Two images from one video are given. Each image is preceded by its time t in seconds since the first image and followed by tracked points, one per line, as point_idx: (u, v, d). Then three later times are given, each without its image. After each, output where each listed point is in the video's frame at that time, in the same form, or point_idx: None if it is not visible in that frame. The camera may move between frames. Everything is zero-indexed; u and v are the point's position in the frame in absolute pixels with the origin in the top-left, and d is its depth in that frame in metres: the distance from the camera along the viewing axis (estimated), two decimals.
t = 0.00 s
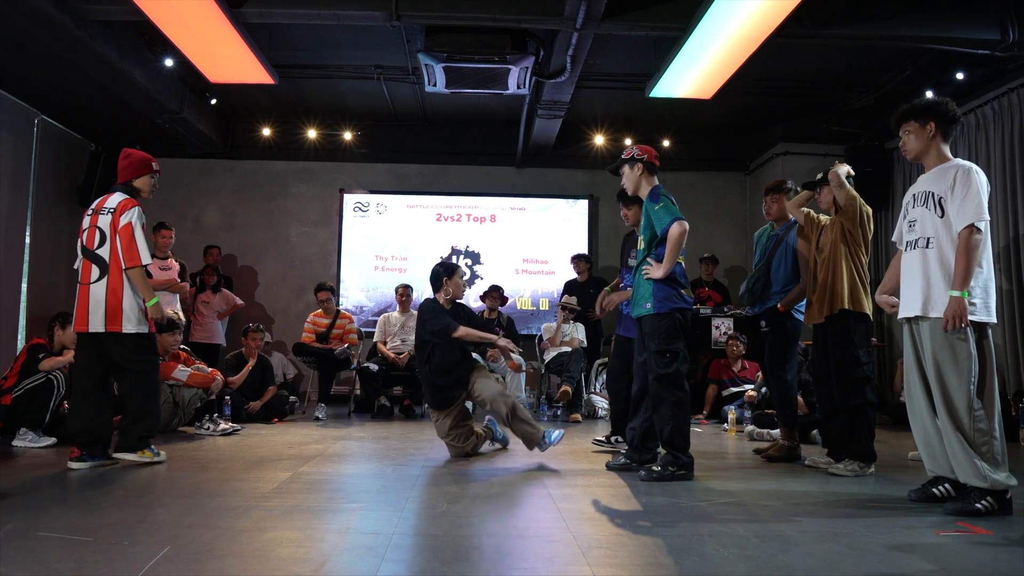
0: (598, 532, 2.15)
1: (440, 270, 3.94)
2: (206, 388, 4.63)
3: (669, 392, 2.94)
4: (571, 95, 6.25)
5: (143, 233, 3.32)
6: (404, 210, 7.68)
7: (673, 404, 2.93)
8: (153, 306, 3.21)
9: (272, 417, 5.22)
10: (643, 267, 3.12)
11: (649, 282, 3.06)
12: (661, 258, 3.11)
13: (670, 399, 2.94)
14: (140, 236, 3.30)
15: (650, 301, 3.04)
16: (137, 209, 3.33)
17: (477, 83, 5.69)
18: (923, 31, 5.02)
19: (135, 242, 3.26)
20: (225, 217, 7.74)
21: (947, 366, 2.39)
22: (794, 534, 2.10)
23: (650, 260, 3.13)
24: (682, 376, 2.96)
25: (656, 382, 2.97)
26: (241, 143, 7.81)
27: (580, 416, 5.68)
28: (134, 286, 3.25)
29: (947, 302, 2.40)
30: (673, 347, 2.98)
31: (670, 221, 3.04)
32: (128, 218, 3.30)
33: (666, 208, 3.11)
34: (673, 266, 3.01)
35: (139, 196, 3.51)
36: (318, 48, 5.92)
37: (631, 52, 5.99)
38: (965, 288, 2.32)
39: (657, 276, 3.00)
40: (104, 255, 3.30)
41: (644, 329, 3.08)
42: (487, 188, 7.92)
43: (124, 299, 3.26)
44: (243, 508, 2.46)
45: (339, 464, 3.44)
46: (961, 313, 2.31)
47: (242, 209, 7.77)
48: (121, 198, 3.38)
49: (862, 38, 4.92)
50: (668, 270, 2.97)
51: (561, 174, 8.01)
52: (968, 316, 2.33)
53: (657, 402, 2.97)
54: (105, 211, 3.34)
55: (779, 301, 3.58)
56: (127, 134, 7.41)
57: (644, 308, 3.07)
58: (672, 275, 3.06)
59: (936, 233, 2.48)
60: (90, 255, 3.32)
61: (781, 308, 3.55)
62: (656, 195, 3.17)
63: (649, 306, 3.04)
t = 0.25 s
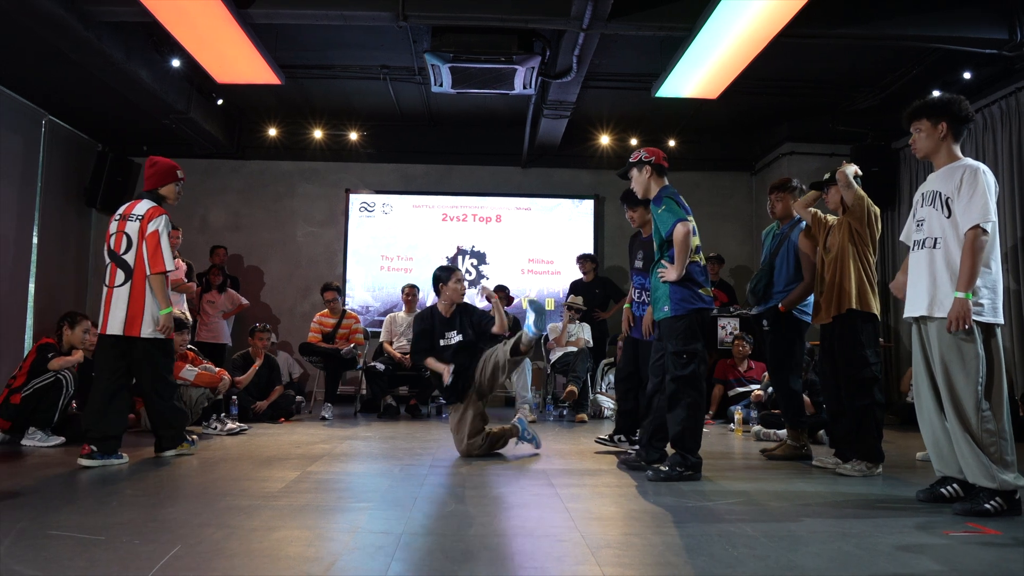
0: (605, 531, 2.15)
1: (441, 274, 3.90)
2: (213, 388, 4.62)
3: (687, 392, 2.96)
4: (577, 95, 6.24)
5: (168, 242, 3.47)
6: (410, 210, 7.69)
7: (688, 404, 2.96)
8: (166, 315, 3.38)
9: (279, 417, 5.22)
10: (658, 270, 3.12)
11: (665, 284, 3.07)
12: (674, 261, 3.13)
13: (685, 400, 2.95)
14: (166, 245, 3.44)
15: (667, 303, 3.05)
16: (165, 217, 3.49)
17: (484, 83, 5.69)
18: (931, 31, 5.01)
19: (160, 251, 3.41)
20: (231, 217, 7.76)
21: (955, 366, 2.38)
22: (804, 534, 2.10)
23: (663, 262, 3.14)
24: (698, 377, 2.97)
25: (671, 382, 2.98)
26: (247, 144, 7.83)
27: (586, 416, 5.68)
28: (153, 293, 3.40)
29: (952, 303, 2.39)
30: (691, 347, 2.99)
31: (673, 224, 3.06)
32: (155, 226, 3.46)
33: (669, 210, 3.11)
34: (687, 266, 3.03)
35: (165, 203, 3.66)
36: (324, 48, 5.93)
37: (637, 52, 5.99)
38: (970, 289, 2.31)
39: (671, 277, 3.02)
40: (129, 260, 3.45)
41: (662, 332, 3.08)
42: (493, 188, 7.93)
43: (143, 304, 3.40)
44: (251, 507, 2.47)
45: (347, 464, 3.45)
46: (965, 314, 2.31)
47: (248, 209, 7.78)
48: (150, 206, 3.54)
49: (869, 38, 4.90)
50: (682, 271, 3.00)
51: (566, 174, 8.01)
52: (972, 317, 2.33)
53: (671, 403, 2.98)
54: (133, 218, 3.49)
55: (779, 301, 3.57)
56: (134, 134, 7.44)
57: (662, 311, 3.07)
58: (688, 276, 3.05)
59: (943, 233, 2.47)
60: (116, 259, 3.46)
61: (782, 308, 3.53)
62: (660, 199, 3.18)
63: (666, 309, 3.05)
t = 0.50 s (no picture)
0: (611, 531, 2.15)
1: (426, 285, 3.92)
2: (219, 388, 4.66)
3: (693, 393, 2.95)
4: (582, 95, 6.24)
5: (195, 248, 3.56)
6: (414, 210, 7.70)
7: (694, 404, 2.95)
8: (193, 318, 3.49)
9: (284, 417, 5.23)
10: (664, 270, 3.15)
11: (671, 284, 3.08)
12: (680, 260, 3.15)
13: (692, 399, 2.95)
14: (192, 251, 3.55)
15: (672, 303, 3.06)
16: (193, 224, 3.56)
17: (488, 83, 5.70)
18: (936, 31, 4.99)
19: (188, 257, 3.51)
20: (236, 217, 7.78)
21: (961, 367, 2.38)
22: (810, 534, 2.10)
23: (669, 262, 3.16)
24: (705, 376, 2.97)
25: (678, 382, 2.98)
26: (252, 144, 7.85)
27: (591, 416, 5.68)
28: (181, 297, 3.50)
29: (959, 304, 2.39)
30: (697, 347, 2.99)
31: (682, 222, 3.08)
32: (183, 233, 3.54)
33: (678, 208, 3.13)
34: (692, 265, 3.04)
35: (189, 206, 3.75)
36: (329, 49, 5.94)
37: (642, 52, 5.99)
38: (977, 291, 2.31)
39: (676, 276, 3.04)
40: (156, 264, 3.53)
41: (669, 332, 3.09)
42: (497, 189, 7.93)
43: (169, 308, 3.50)
44: (258, 507, 2.47)
45: (353, 464, 3.46)
46: (969, 315, 2.31)
47: (253, 210, 7.80)
48: (177, 211, 3.59)
49: (875, 38, 4.90)
50: (687, 271, 3.00)
51: (570, 174, 8.01)
52: (976, 318, 2.33)
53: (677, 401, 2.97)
54: (161, 224, 3.54)
55: (781, 301, 3.59)
56: (139, 135, 7.46)
57: (668, 311, 3.08)
58: (693, 276, 3.07)
59: (951, 233, 2.47)
60: (143, 262, 3.52)
61: (783, 308, 3.54)
62: (670, 196, 3.19)
63: (672, 309, 3.06)
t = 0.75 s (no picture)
0: (615, 531, 2.14)
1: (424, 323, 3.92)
2: (223, 388, 4.76)
3: (694, 391, 2.96)
4: (585, 95, 6.24)
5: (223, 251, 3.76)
6: (417, 210, 7.70)
7: (695, 402, 2.95)
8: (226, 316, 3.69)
9: (288, 416, 5.24)
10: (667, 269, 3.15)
11: (673, 283, 3.09)
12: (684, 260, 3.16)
13: (693, 398, 2.95)
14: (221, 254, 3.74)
15: (675, 302, 3.06)
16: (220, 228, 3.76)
17: (491, 83, 5.69)
18: (941, 29, 4.98)
19: (217, 259, 3.70)
20: (239, 218, 7.79)
21: (969, 367, 2.37)
22: (814, 535, 2.09)
23: (673, 261, 3.16)
24: (707, 374, 2.97)
25: (680, 381, 2.99)
26: (255, 145, 7.87)
27: (595, 416, 5.68)
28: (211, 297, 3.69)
29: (969, 301, 2.37)
30: (698, 346, 2.99)
31: (693, 224, 3.09)
32: (210, 236, 3.72)
33: (692, 209, 3.13)
34: (695, 265, 3.05)
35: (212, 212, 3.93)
36: (332, 49, 5.95)
37: (645, 52, 5.98)
38: (988, 287, 2.29)
39: (679, 276, 3.05)
40: (185, 266, 3.72)
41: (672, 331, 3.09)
42: (500, 189, 7.93)
43: (196, 306, 3.68)
44: (262, 507, 2.48)
45: (356, 463, 3.47)
46: (983, 313, 2.28)
47: (256, 210, 7.81)
48: (202, 216, 3.79)
49: (879, 36, 4.88)
50: (689, 271, 3.02)
51: (574, 174, 8.01)
52: (990, 316, 2.30)
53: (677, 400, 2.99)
54: (188, 228, 3.74)
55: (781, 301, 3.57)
56: (143, 136, 7.48)
57: (670, 310, 3.09)
58: (695, 276, 3.07)
59: (959, 230, 2.46)
60: (173, 265, 3.73)
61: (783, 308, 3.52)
62: (684, 196, 3.18)
63: (674, 308, 3.07)
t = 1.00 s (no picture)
0: (617, 531, 2.14)
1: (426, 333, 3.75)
2: (225, 388, 4.75)
3: (698, 390, 2.95)
4: (587, 95, 6.23)
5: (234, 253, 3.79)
6: (420, 210, 7.71)
7: (700, 402, 2.95)
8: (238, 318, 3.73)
9: (290, 417, 5.25)
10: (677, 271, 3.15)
11: (683, 285, 3.09)
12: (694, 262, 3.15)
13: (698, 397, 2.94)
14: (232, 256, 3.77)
15: (684, 303, 3.06)
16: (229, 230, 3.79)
17: (493, 84, 5.70)
18: (944, 29, 4.96)
19: (229, 261, 3.73)
20: (242, 218, 7.81)
21: (977, 368, 2.35)
22: (815, 535, 2.08)
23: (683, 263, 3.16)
24: (714, 375, 2.96)
25: (686, 381, 2.99)
26: (258, 145, 7.88)
27: (597, 416, 5.67)
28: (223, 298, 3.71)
29: (976, 299, 2.37)
30: (706, 346, 2.99)
31: (698, 225, 3.10)
32: (222, 239, 3.75)
33: (696, 211, 3.14)
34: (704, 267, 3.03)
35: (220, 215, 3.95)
36: (335, 50, 5.95)
37: (646, 52, 5.97)
38: (996, 283, 2.27)
39: (688, 277, 3.02)
40: (196, 269, 3.74)
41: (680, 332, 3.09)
42: (503, 189, 7.93)
43: (207, 308, 3.70)
44: (263, 507, 2.48)
45: (358, 463, 3.48)
46: (991, 310, 2.26)
47: (259, 210, 7.82)
48: (211, 217, 3.81)
49: (881, 36, 4.87)
50: (699, 271, 2.99)
51: (576, 174, 8.01)
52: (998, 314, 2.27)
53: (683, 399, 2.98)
54: (197, 230, 3.76)
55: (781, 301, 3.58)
56: (146, 136, 7.49)
57: (679, 311, 3.09)
58: (704, 277, 3.06)
59: (965, 227, 2.45)
60: (183, 268, 3.74)
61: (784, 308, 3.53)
62: (689, 199, 3.21)
63: (683, 308, 3.07)
